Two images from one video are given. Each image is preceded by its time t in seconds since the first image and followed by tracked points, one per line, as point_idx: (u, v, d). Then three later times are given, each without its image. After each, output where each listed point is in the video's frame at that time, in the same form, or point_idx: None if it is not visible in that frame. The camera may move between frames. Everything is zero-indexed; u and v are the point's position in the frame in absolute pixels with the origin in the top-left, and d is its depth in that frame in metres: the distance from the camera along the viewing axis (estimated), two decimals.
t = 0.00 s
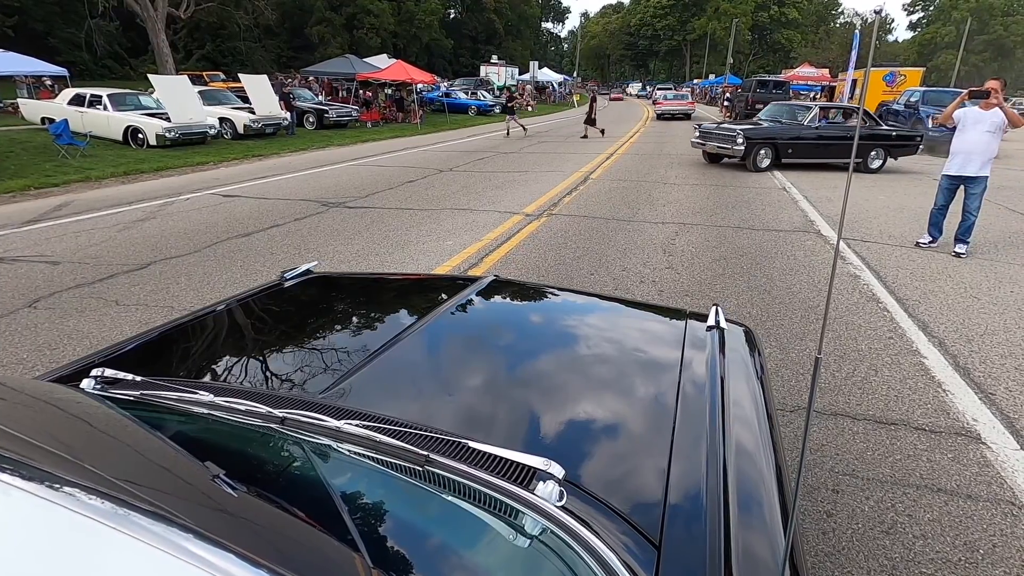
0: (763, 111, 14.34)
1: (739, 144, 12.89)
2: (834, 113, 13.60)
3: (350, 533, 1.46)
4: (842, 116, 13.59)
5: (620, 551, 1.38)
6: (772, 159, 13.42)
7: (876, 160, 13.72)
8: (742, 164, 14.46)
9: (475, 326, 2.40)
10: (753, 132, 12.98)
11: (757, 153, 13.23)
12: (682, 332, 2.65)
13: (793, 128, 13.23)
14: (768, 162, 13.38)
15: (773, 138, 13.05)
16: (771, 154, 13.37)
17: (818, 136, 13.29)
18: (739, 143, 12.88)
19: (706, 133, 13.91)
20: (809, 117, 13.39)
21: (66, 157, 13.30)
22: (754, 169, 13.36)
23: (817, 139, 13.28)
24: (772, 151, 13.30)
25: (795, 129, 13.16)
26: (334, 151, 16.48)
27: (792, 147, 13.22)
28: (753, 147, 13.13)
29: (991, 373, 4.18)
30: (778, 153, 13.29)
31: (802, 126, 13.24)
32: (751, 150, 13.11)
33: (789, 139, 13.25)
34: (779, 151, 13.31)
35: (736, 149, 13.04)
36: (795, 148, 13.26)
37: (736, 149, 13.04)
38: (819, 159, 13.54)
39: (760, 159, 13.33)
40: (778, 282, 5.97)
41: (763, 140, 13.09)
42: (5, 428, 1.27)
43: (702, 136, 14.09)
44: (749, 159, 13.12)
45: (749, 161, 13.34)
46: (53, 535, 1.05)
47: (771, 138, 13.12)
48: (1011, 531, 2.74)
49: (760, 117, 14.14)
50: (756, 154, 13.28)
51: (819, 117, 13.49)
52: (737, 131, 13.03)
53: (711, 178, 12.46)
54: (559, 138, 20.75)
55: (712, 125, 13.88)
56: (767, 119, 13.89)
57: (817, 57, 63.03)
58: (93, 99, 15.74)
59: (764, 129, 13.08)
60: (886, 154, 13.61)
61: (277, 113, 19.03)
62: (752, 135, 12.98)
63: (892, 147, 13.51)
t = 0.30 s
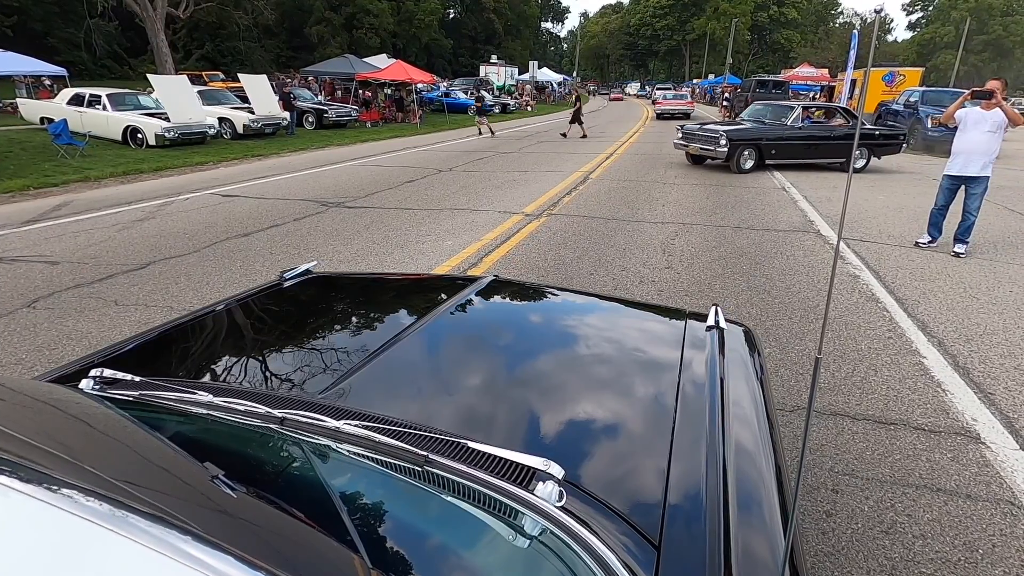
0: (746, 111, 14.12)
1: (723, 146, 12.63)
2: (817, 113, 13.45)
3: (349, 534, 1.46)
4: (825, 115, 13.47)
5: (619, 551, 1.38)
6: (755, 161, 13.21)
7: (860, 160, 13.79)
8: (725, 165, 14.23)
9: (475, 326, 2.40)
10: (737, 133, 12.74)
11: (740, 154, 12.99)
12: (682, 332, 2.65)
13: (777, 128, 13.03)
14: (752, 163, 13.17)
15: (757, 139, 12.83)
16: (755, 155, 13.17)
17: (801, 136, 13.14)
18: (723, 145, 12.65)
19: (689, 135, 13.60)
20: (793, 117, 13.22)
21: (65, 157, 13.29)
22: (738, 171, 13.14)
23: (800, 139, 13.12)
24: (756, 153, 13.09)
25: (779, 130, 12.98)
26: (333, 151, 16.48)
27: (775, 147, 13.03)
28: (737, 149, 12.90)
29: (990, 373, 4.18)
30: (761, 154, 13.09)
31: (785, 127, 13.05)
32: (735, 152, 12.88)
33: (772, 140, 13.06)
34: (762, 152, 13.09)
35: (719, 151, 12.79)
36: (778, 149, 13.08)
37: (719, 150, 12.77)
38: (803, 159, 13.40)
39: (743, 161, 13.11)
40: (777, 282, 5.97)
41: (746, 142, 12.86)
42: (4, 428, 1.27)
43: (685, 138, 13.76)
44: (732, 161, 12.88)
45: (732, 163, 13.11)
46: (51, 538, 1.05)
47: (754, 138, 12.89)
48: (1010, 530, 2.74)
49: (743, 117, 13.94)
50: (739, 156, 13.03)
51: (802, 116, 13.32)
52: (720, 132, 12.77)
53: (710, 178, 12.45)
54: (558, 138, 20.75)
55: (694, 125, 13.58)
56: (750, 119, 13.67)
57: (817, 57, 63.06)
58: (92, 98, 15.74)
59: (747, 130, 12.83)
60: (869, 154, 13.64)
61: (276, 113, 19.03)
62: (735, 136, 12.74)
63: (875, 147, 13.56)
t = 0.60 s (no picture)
0: (729, 110, 13.88)
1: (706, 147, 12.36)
2: (800, 113, 13.35)
3: (349, 533, 1.46)
4: (807, 115, 13.35)
5: (619, 551, 1.38)
6: (739, 162, 12.96)
7: (843, 160, 13.82)
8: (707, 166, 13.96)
9: (475, 326, 2.40)
10: (720, 133, 12.49)
11: (723, 156, 12.74)
12: (682, 332, 2.65)
13: (760, 128, 12.82)
14: (735, 164, 12.93)
15: (740, 139, 12.59)
16: (738, 156, 12.92)
17: (784, 136, 12.97)
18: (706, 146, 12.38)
19: (671, 136, 13.31)
20: (776, 117, 13.03)
21: (64, 156, 13.29)
22: (721, 172, 12.87)
23: (783, 139, 12.96)
24: (739, 153, 12.85)
25: (762, 130, 12.77)
26: (333, 151, 16.47)
27: (759, 147, 12.80)
28: (720, 149, 12.64)
29: (990, 373, 4.19)
30: (745, 155, 12.84)
31: (769, 127, 12.85)
32: (718, 153, 12.61)
33: (756, 140, 12.84)
34: (746, 153, 12.85)
35: (702, 153, 12.52)
36: (762, 149, 12.86)
37: (702, 152, 12.50)
38: (786, 159, 13.24)
39: (727, 162, 12.86)
40: (777, 282, 5.97)
41: (730, 142, 12.61)
42: (4, 429, 1.27)
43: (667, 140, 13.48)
44: (715, 162, 12.62)
45: (715, 164, 12.84)
46: (51, 539, 1.04)
47: (737, 139, 12.64)
48: (1010, 530, 2.74)
49: (727, 117, 13.69)
50: (722, 157, 12.78)
51: (785, 116, 13.15)
52: (702, 134, 12.51)
53: (710, 177, 12.45)
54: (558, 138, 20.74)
55: (676, 127, 13.29)
56: (733, 120, 13.43)
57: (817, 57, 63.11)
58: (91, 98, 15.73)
59: (729, 131, 12.57)
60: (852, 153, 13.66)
61: (275, 112, 19.02)
62: (718, 137, 12.48)
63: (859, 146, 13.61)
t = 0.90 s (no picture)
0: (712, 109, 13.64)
1: (689, 148, 12.12)
2: (783, 112, 13.17)
3: (349, 533, 1.45)
4: (790, 114, 13.19)
5: (618, 552, 1.38)
6: (722, 163, 12.74)
7: (827, 159, 13.80)
8: (691, 166, 13.71)
9: (475, 326, 2.39)
10: (703, 134, 12.24)
11: (706, 157, 12.50)
12: (681, 332, 2.65)
13: (743, 129, 12.59)
14: (719, 165, 12.70)
15: (723, 140, 12.34)
16: (722, 157, 12.68)
17: (767, 136, 12.77)
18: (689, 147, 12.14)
19: (655, 137, 13.05)
20: (759, 117, 12.79)
21: (63, 156, 13.29)
22: (705, 174, 12.63)
23: (766, 139, 12.75)
24: (723, 154, 12.61)
25: (746, 130, 12.54)
26: (332, 151, 16.46)
27: (743, 148, 12.58)
28: (703, 151, 12.40)
29: (989, 372, 4.19)
30: (728, 156, 12.61)
31: (752, 127, 12.62)
32: (701, 154, 12.37)
33: (739, 141, 12.60)
34: (729, 154, 12.62)
35: (685, 154, 12.28)
36: (746, 150, 12.64)
37: (684, 153, 12.25)
38: (769, 159, 13.05)
39: (710, 163, 12.63)
40: (776, 281, 5.97)
41: (713, 144, 12.36)
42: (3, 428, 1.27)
43: (650, 141, 13.21)
44: (698, 163, 12.38)
45: (699, 165, 12.59)
46: (50, 539, 1.04)
47: (720, 140, 12.39)
48: (1009, 529, 2.74)
49: (710, 117, 13.44)
50: (706, 158, 12.55)
51: (768, 116, 12.94)
52: (685, 134, 12.27)
53: (710, 177, 12.44)
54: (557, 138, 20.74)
55: (659, 127, 13.04)
56: (716, 120, 13.19)
57: (816, 57, 63.18)
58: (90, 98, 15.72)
59: (712, 132, 12.34)
60: (836, 152, 13.72)
61: (275, 112, 19.02)
62: (701, 138, 12.24)
63: (843, 145, 13.67)
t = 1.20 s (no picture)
0: (693, 109, 13.38)
1: (671, 149, 11.83)
2: (765, 111, 12.97)
3: (348, 533, 1.46)
4: (772, 113, 12.99)
5: (617, 551, 1.38)
6: (705, 163, 12.49)
7: (810, 157, 13.71)
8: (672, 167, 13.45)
9: (473, 326, 2.39)
10: (684, 134, 11.98)
11: (688, 157, 12.24)
12: (679, 330, 2.65)
13: (725, 128, 12.37)
14: (701, 165, 12.44)
15: (705, 140, 12.08)
16: (704, 157, 12.44)
17: (749, 136, 12.58)
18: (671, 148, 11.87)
19: (635, 137, 12.72)
20: (741, 117, 12.57)
21: (61, 156, 13.26)
22: (687, 175, 12.39)
23: (747, 139, 12.57)
24: (704, 155, 12.37)
25: (728, 130, 12.32)
26: (330, 150, 16.45)
27: (725, 148, 12.36)
28: (685, 151, 12.15)
29: (987, 370, 4.20)
30: (710, 156, 12.37)
31: (734, 127, 12.39)
32: (683, 154, 12.11)
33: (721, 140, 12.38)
34: (712, 154, 12.37)
35: (667, 155, 11.99)
36: (728, 150, 12.41)
37: (666, 154, 11.96)
38: (752, 159, 12.86)
39: (692, 164, 12.38)
40: (774, 280, 5.97)
41: (695, 144, 12.11)
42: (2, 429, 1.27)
43: (631, 141, 12.87)
44: (680, 164, 12.11)
45: (680, 166, 12.33)
46: (49, 540, 1.04)
47: (701, 140, 12.14)
48: (1007, 527, 2.75)
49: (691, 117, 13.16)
50: (688, 158, 12.28)
51: (750, 115, 12.72)
52: (666, 135, 11.98)
53: (708, 176, 12.44)
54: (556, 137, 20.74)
55: (640, 128, 12.74)
56: (697, 119, 12.91)
57: (815, 56, 63.28)
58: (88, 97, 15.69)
59: (694, 132, 12.07)
60: (818, 150, 13.68)
61: (273, 111, 18.98)
62: (682, 138, 11.96)
63: (826, 143, 13.64)
